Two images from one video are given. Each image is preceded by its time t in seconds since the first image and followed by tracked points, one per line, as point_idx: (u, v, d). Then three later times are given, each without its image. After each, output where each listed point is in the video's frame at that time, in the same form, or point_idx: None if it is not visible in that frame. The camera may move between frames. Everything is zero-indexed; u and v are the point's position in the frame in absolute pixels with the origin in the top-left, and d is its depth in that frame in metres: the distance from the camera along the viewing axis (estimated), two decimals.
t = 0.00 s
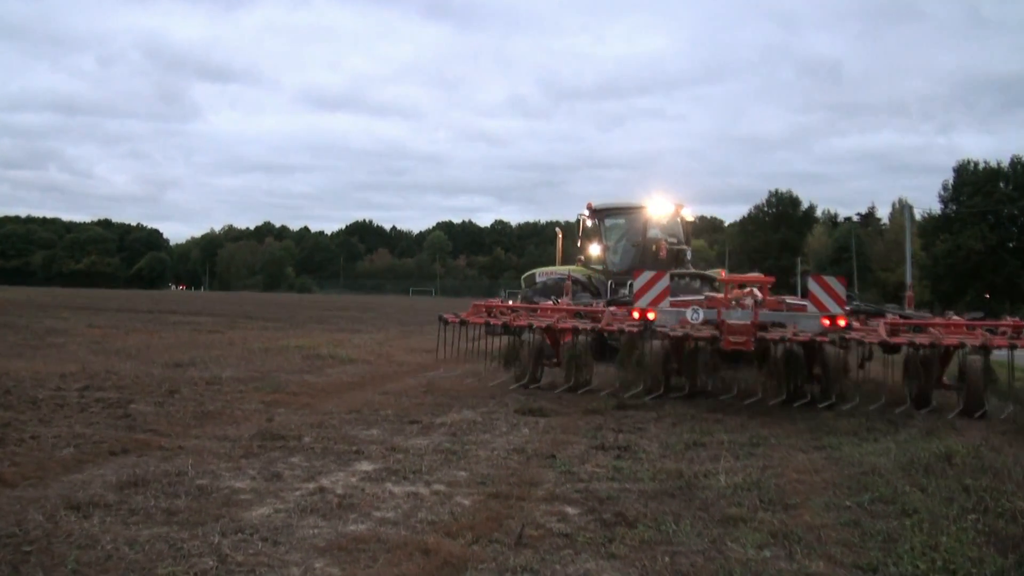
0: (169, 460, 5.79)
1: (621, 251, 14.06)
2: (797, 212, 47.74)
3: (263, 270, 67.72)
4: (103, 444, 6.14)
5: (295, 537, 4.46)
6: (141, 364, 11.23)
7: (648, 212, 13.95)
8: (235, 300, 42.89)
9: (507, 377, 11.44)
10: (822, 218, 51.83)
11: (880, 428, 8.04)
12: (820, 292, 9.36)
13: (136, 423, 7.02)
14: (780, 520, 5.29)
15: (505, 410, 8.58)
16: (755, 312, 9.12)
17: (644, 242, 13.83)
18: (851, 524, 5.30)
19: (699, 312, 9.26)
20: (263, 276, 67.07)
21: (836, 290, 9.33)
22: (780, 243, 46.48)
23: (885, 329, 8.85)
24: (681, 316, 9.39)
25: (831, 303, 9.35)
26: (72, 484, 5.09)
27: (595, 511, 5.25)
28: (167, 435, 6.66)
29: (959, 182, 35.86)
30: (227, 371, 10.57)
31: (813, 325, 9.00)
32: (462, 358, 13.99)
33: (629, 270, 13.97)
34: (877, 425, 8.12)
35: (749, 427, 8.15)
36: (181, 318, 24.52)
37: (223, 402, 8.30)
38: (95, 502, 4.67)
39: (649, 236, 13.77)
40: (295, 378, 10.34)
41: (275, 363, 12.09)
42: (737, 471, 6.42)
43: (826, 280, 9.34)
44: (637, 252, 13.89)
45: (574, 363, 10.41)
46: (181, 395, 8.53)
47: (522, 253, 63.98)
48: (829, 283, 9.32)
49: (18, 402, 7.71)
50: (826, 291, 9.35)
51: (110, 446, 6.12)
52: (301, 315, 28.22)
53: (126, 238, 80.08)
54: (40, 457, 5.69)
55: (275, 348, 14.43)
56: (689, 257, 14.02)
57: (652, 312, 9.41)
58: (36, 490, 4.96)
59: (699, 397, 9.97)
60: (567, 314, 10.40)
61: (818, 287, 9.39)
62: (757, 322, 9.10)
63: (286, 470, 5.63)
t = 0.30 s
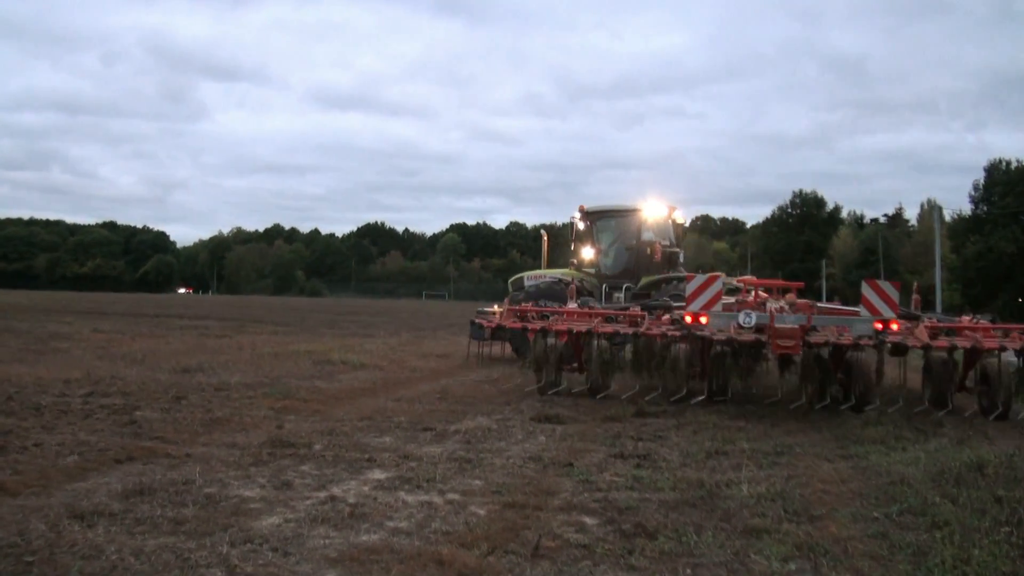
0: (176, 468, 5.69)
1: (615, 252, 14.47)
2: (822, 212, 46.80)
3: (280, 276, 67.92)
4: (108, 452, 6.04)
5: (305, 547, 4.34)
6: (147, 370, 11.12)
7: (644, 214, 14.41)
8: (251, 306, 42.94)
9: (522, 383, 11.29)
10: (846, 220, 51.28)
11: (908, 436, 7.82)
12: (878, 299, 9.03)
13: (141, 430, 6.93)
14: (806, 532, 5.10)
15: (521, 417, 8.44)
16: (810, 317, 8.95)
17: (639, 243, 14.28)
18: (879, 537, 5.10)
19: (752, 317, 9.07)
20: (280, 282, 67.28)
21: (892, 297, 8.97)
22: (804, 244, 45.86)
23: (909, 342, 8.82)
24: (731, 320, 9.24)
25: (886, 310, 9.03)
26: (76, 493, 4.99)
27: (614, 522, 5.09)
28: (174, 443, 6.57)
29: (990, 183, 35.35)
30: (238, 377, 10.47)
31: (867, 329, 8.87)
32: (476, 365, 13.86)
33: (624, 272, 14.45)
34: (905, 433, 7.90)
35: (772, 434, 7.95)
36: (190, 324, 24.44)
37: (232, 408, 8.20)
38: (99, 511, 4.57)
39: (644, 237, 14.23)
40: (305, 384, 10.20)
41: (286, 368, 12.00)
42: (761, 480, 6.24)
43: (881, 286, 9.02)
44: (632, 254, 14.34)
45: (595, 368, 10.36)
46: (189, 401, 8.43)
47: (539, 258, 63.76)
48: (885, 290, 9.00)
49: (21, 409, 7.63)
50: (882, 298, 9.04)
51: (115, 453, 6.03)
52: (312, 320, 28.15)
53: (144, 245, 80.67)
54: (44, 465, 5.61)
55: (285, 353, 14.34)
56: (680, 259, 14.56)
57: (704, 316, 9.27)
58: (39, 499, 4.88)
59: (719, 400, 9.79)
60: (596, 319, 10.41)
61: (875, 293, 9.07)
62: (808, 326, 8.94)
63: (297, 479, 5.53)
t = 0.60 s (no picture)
0: (185, 474, 5.63)
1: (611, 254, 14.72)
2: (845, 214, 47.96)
3: (293, 280, 68.16)
4: (116, 458, 5.99)
5: (318, 555, 4.24)
6: (154, 374, 11.05)
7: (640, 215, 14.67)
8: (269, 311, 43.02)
9: (538, 389, 11.16)
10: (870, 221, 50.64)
11: (937, 444, 7.61)
12: (920, 299, 9.20)
13: (150, 436, 6.88)
14: (831, 542, 4.94)
15: (538, 423, 8.32)
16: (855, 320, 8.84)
17: (634, 245, 14.55)
18: (908, 547, 4.93)
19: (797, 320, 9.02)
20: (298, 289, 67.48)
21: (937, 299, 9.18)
22: (829, 245, 46.43)
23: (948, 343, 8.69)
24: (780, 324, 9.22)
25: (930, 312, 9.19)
26: (83, 500, 4.93)
27: (634, 531, 4.95)
28: (183, 448, 6.51)
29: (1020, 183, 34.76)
30: (250, 382, 10.42)
31: (912, 330, 8.76)
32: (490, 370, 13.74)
33: (619, 275, 14.73)
34: (934, 441, 7.69)
35: (796, 441, 7.77)
36: (199, 327, 24.41)
37: (242, 413, 8.13)
38: (107, 518, 4.51)
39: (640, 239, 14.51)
40: (316, 389, 10.11)
41: (298, 373, 11.94)
42: (785, 489, 6.08)
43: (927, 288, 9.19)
44: (627, 256, 14.61)
45: (613, 371, 10.23)
46: (198, 406, 8.37)
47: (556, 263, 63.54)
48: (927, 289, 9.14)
49: (27, 414, 7.59)
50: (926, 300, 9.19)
51: (123, 459, 5.97)
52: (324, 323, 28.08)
53: (163, 252, 81.30)
54: (50, 471, 5.55)
55: (296, 358, 14.28)
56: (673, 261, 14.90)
57: (750, 319, 9.33)
58: (44, 505, 4.82)
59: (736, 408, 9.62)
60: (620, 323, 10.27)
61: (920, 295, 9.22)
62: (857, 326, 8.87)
63: (309, 485, 5.44)
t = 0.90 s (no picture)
0: (197, 481, 5.56)
1: (608, 255, 14.74)
2: (877, 214, 47.31)
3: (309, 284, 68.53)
4: (125, 464, 5.92)
5: (332, 565, 4.13)
6: (166, 379, 11.01)
7: (638, 216, 14.72)
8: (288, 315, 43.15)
9: (559, 394, 11.01)
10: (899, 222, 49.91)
11: (973, 451, 7.37)
12: (971, 301, 9.63)
13: (159, 442, 6.81)
14: (863, 553, 4.75)
15: (558, 430, 8.18)
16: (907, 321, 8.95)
17: (632, 247, 14.60)
18: (943, 559, 4.73)
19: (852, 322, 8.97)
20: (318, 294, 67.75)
21: (988, 301, 9.58)
22: (860, 245, 45.85)
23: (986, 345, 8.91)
24: (833, 326, 9.15)
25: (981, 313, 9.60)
26: (92, 507, 4.86)
27: (658, 541, 4.80)
28: (194, 454, 6.44)
29: None
30: (263, 387, 10.36)
31: (962, 332, 9.02)
32: (508, 375, 13.59)
33: (616, 276, 14.73)
34: (970, 448, 7.45)
35: (825, 448, 7.56)
36: (213, 331, 24.46)
37: (254, 419, 8.06)
38: (116, 526, 4.43)
39: (638, 240, 14.56)
40: (330, 394, 10.02)
41: (313, 378, 11.86)
42: (815, 497, 5.88)
43: (978, 290, 9.62)
44: (625, 258, 14.65)
45: (637, 373, 10.11)
46: (209, 412, 8.31)
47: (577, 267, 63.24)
48: (980, 292, 9.56)
49: (34, 420, 7.55)
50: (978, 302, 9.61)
51: (132, 466, 5.90)
52: (340, 327, 28.03)
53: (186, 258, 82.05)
54: (57, 478, 5.49)
55: (311, 363, 14.21)
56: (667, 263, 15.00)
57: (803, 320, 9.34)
58: (52, 513, 4.76)
59: (760, 413, 9.46)
60: (648, 325, 10.20)
61: (972, 298, 9.64)
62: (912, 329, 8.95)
63: (323, 493, 5.34)
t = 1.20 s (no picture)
0: (207, 487, 5.51)
1: (603, 256, 14.81)
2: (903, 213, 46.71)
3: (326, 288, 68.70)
4: (133, 470, 5.88)
5: (344, 572, 4.04)
6: (175, 383, 10.98)
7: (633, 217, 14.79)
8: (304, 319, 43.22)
9: (577, 398, 10.89)
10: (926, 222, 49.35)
11: (1005, 458, 7.17)
12: (1011, 306, 9.50)
13: (169, 447, 6.76)
14: (891, 563, 4.60)
15: (575, 435, 8.06)
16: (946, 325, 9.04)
17: (627, 247, 14.72)
18: (975, 569, 4.56)
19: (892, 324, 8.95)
20: (336, 298, 67.95)
21: None
22: (886, 247, 45.47)
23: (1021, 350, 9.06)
24: (875, 329, 9.12)
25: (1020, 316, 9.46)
26: (100, 513, 4.81)
27: (678, 550, 4.67)
28: (204, 459, 6.39)
29: None
30: (274, 390, 10.32)
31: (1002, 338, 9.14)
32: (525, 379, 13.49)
33: (612, 277, 14.81)
34: (1002, 455, 7.25)
35: (851, 454, 7.38)
36: (224, 334, 24.49)
37: (266, 424, 8.00)
38: (124, 533, 4.37)
39: (632, 240, 14.67)
40: (343, 398, 9.96)
41: (327, 382, 11.81)
42: (840, 505, 5.73)
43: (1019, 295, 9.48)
44: (620, 258, 14.75)
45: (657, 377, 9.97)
46: (219, 416, 8.27)
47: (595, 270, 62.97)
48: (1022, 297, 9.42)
49: (41, 424, 7.52)
50: (1017, 307, 9.49)
51: (141, 471, 5.86)
52: (354, 331, 28.03)
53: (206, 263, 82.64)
54: (65, 483, 5.45)
55: (325, 366, 14.16)
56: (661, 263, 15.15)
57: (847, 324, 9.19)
58: (58, 519, 4.71)
59: (783, 417, 9.30)
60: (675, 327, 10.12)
61: (1012, 302, 9.51)
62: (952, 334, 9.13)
63: (336, 499, 5.26)
